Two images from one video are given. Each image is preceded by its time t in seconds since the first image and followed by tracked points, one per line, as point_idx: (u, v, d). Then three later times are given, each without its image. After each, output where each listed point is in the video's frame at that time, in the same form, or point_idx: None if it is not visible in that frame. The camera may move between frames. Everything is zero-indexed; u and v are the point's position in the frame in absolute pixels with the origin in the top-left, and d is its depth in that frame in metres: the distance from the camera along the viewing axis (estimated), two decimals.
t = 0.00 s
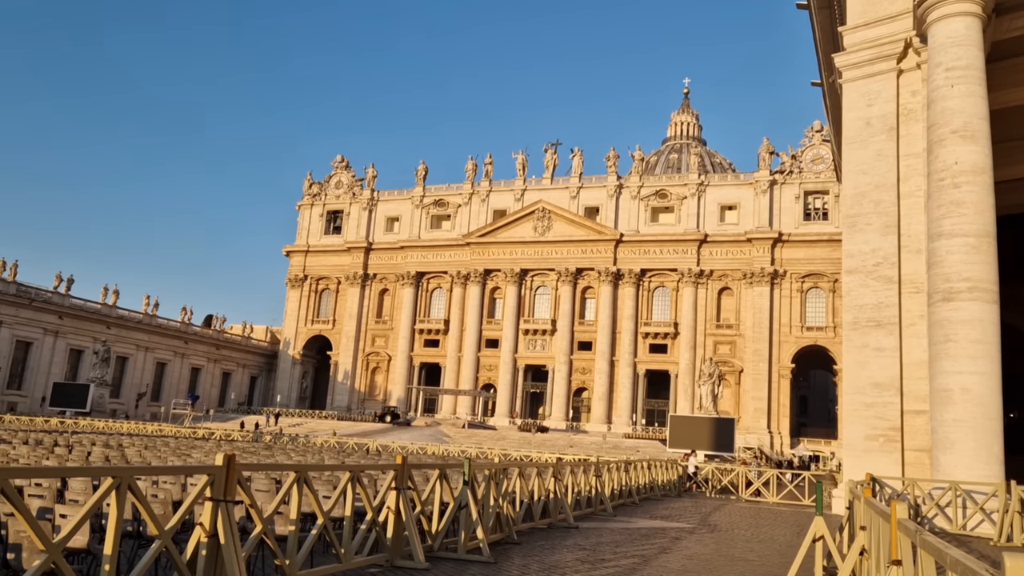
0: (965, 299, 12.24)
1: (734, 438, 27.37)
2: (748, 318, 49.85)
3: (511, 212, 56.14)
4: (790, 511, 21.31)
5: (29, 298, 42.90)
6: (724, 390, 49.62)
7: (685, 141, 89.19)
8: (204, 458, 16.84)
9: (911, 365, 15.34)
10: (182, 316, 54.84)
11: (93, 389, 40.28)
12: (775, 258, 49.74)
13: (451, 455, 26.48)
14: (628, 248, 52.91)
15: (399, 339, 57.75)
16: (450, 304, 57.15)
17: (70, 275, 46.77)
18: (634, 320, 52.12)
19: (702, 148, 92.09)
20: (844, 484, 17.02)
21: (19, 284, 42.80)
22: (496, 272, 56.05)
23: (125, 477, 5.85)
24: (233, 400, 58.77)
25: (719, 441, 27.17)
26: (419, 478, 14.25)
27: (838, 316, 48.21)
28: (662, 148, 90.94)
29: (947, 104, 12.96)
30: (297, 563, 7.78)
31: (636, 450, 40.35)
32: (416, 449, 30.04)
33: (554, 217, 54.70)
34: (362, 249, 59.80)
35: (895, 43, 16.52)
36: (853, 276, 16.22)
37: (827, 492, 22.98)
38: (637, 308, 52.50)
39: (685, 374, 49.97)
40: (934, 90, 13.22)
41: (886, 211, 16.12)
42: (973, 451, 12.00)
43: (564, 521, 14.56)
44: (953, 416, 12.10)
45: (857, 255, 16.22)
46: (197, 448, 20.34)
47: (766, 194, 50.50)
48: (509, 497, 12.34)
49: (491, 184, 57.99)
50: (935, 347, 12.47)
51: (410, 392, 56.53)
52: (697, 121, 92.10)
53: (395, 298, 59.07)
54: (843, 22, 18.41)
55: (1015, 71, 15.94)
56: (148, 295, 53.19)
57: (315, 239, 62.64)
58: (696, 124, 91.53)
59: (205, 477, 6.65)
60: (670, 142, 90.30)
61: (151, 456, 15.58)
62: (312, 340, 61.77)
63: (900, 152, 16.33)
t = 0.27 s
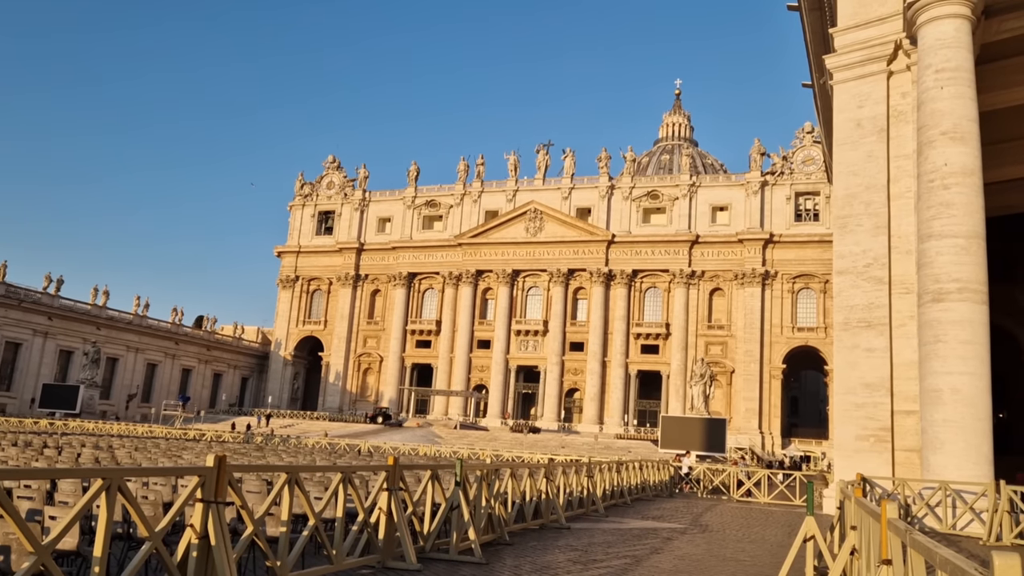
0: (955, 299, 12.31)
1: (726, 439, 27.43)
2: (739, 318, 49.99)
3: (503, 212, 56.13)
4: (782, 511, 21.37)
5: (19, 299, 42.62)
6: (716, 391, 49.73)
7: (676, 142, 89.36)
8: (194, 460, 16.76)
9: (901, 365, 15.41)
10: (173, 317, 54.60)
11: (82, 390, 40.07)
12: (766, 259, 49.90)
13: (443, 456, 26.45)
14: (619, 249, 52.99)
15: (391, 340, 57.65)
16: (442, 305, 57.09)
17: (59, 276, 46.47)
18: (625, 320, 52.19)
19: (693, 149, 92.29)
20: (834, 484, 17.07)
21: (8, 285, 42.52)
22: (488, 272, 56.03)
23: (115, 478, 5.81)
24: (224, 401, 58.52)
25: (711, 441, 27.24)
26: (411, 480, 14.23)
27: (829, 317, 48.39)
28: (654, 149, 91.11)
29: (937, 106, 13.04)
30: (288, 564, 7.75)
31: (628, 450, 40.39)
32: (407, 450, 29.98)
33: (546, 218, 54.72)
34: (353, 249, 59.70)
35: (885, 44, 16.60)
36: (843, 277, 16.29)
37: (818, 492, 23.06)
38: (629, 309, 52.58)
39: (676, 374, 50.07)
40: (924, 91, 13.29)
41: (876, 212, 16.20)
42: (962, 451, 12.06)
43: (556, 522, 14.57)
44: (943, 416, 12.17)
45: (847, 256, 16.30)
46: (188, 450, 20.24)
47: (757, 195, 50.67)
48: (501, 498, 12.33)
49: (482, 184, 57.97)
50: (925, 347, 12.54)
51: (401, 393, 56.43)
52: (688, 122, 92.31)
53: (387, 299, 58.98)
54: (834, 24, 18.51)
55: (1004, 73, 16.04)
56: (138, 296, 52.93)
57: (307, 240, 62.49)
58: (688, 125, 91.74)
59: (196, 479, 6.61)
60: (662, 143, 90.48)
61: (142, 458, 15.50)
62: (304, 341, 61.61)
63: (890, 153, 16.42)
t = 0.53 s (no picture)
0: (949, 300, 12.34)
1: (721, 439, 27.47)
2: (734, 319, 50.08)
3: (498, 213, 56.11)
4: (776, 511, 21.41)
5: (12, 300, 42.46)
6: (711, 391, 49.81)
7: (672, 142, 89.49)
8: (190, 461, 16.70)
9: (895, 365, 15.45)
10: (167, 317, 54.46)
11: (76, 391, 39.95)
12: (761, 259, 50.00)
13: (439, 457, 26.44)
14: (615, 250, 53.03)
15: (386, 340, 57.60)
16: (437, 305, 57.06)
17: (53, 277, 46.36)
18: (621, 321, 52.24)
19: (689, 149, 92.43)
20: (829, 484, 17.11)
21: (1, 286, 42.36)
22: (483, 273, 56.03)
23: (109, 480, 5.79)
24: (219, 402, 58.43)
25: (706, 441, 27.27)
26: (406, 480, 14.21)
27: (824, 317, 48.50)
28: (649, 149, 91.24)
29: (931, 107, 13.08)
30: (283, 565, 7.73)
31: (623, 451, 40.42)
32: (403, 451, 29.97)
33: (541, 218, 54.73)
34: (349, 250, 59.65)
35: (880, 45, 16.65)
36: (838, 278, 16.33)
37: (813, 491, 23.10)
38: (624, 310, 52.64)
39: (671, 375, 50.14)
40: (918, 92, 13.33)
41: (870, 212, 16.25)
42: (957, 451, 12.10)
43: (551, 522, 14.57)
44: (937, 416, 12.20)
45: (842, 256, 16.34)
46: (183, 451, 20.19)
47: (752, 196, 50.76)
48: (496, 499, 12.33)
49: (478, 185, 57.96)
50: (919, 348, 12.57)
51: (397, 394, 56.38)
52: (683, 122, 92.44)
53: (382, 299, 58.94)
54: (829, 25, 18.55)
55: (997, 73, 16.10)
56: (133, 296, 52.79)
57: (301, 240, 62.40)
58: (683, 126, 91.86)
59: (190, 480, 6.59)
60: (657, 144, 90.59)
61: (136, 459, 15.46)
62: (299, 342, 61.53)
63: (884, 154, 16.46)
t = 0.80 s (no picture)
0: (945, 299, 12.37)
1: (718, 439, 27.49)
2: (730, 318, 50.14)
3: (494, 213, 56.10)
4: (773, 511, 21.42)
5: (7, 300, 42.33)
6: (707, 391, 49.86)
7: (668, 142, 89.56)
8: (186, 461, 16.65)
9: (891, 365, 15.48)
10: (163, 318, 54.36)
11: (71, 392, 39.86)
12: (757, 259, 50.07)
13: (435, 457, 26.43)
14: (611, 250, 53.06)
15: (382, 340, 57.56)
16: (434, 305, 57.03)
17: (48, 277, 46.25)
18: (617, 321, 52.26)
19: (685, 149, 92.51)
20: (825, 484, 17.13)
21: None
22: (479, 273, 56.01)
23: (104, 480, 5.77)
24: (215, 403, 58.34)
25: (702, 441, 27.29)
26: (403, 481, 14.19)
27: (820, 317, 48.58)
28: (645, 149, 91.34)
29: (926, 106, 13.11)
30: (279, 565, 7.72)
31: (619, 451, 40.45)
32: (399, 451, 29.94)
33: (537, 218, 54.73)
34: (345, 250, 59.60)
35: (875, 45, 16.68)
36: (833, 277, 16.36)
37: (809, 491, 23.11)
38: (621, 309, 52.66)
39: (668, 375, 50.18)
40: (913, 92, 13.35)
41: (866, 212, 16.28)
42: (953, 450, 12.12)
43: (548, 522, 14.57)
44: (933, 415, 12.22)
45: (837, 256, 16.37)
46: (178, 451, 20.12)
47: (748, 196, 50.81)
48: (492, 499, 12.32)
49: (474, 185, 57.95)
50: (915, 347, 12.60)
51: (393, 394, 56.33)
52: (679, 122, 92.53)
53: (378, 300, 58.90)
54: (824, 25, 18.59)
55: (992, 73, 16.13)
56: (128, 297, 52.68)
57: (297, 240, 62.32)
58: (679, 126, 91.94)
59: (186, 481, 6.57)
60: (653, 144, 90.67)
61: (131, 459, 15.42)
62: (295, 342, 61.44)
63: (879, 154, 16.49)
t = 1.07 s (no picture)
0: (943, 298, 12.38)
1: (716, 438, 27.50)
2: (728, 317, 50.18)
3: (492, 213, 56.09)
4: (771, 510, 21.43)
5: (5, 301, 42.24)
6: (705, 390, 49.89)
7: (665, 142, 89.63)
8: (184, 461, 16.64)
9: (889, 364, 15.49)
10: (161, 318, 54.32)
11: (69, 392, 39.86)
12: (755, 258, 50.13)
13: (433, 457, 26.43)
14: (609, 249, 53.07)
15: (380, 340, 57.55)
16: (432, 305, 57.04)
17: (46, 277, 46.19)
18: (615, 320, 52.26)
19: (682, 149, 92.56)
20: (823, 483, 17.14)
21: None
22: (477, 273, 56.03)
23: (102, 480, 5.75)
24: (213, 403, 58.32)
25: (701, 440, 27.31)
26: (400, 481, 14.19)
27: (818, 316, 48.63)
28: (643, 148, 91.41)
29: (924, 105, 13.12)
30: (277, 565, 7.71)
31: (618, 450, 40.46)
32: (398, 451, 29.91)
33: (535, 218, 54.73)
34: (343, 250, 59.57)
35: (873, 44, 16.70)
36: (831, 276, 16.39)
37: (807, 490, 23.14)
38: (619, 309, 52.68)
39: (666, 374, 50.21)
40: (911, 91, 13.37)
41: (864, 211, 16.30)
42: (951, 449, 12.15)
43: (546, 522, 14.56)
44: (931, 414, 12.24)
45: (835, 255, 16.40)
46: (176, 451, 20.12)
47: (746, 195, 50.84)
48: (491, 498, 12.32)
49: (472, 184, 57.94)
50: (913, 346, 12.61)
51: (391, 394, 56.31)
52: (677, 122, 92.57)
53: (376, 299, 58.88)
54: (822, 24, 18.60)
55: (989, 72, 16.16)
56: (126, 297, 52.61)
57: (295, 240, 62.29)
58: (677, 125, 91.96)
59: (184, 481, 6.56)
60: (651, 143, 90.74)
61: (129, 459, 15.41)
62: (293, 342, 61.43)
63: (877, 153, 16.51)
